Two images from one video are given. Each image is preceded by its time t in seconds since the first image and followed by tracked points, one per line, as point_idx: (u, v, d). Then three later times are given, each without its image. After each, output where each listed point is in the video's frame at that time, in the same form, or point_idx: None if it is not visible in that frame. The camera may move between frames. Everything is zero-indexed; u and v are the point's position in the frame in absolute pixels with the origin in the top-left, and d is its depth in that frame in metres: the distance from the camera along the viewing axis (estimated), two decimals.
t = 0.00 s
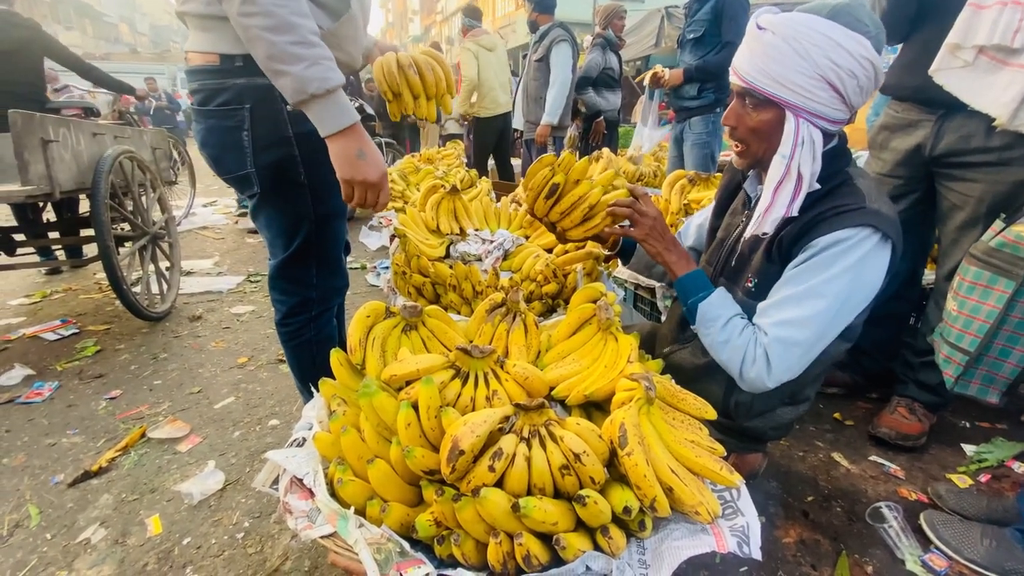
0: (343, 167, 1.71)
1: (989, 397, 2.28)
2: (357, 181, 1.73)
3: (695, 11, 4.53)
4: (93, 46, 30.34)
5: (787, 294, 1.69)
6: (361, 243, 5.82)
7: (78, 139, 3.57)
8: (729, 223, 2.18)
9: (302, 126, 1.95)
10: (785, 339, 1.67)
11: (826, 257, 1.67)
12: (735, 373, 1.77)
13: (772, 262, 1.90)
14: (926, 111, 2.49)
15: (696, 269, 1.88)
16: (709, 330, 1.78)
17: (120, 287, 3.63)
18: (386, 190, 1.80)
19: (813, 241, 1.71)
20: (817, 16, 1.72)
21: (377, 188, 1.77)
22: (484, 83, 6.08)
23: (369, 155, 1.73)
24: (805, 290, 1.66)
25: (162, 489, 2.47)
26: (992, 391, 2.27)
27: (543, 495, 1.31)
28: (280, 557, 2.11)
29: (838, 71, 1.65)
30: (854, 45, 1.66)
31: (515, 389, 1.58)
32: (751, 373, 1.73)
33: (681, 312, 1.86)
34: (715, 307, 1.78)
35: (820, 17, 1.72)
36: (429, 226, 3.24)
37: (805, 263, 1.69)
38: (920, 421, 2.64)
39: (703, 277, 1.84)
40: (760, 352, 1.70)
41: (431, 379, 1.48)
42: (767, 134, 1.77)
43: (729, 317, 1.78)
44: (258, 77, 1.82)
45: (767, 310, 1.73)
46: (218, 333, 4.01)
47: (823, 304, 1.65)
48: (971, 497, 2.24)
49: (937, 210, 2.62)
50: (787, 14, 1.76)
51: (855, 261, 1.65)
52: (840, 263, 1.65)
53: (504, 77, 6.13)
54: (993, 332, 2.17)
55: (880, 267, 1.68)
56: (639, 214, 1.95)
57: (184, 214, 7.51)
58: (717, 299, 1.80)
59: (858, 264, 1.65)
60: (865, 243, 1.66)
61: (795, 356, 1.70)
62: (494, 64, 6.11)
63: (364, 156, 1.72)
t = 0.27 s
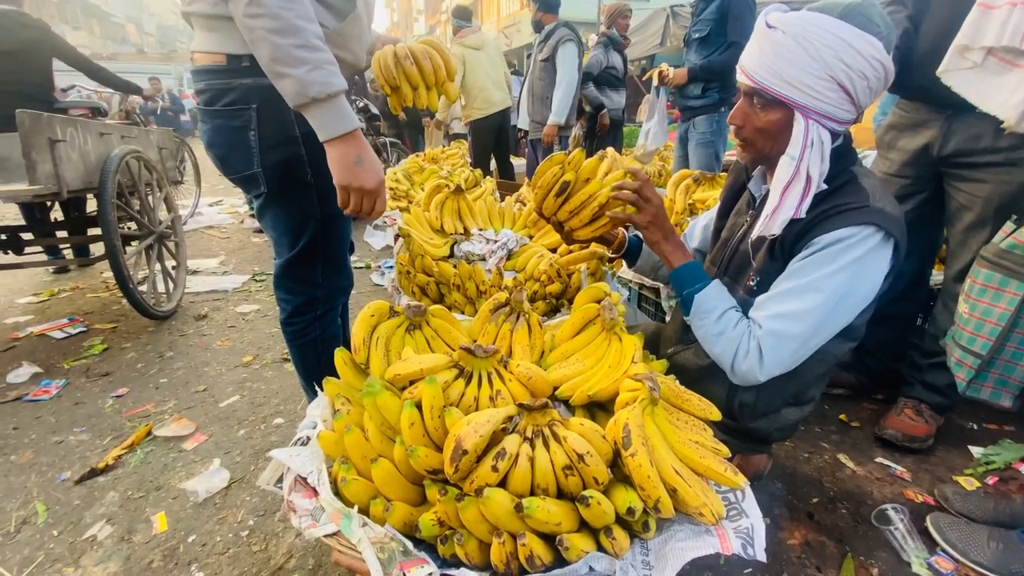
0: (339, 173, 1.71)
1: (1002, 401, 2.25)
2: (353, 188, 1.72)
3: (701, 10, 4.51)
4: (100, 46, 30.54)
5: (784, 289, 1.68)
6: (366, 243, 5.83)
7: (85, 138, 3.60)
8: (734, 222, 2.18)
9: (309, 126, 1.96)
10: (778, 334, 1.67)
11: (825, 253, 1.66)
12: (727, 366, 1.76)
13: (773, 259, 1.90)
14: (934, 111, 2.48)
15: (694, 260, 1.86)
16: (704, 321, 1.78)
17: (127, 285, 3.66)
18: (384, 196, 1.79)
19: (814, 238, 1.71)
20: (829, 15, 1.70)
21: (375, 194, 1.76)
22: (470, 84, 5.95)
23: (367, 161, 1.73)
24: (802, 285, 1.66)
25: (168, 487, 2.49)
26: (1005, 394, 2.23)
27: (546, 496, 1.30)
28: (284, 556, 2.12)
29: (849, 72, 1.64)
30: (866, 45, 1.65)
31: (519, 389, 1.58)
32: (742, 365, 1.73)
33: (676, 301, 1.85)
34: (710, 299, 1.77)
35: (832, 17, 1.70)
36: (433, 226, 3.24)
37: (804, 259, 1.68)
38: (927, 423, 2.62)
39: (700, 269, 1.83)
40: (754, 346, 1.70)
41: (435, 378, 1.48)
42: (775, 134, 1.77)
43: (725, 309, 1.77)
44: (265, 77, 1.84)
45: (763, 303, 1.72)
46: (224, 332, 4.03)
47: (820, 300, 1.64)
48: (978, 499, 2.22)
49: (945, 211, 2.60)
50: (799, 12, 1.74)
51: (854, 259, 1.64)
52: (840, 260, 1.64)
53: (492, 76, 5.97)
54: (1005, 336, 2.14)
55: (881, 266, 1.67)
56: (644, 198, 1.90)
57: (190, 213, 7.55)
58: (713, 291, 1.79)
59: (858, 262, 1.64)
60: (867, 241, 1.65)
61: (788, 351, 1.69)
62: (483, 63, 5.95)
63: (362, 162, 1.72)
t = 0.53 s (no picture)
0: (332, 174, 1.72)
1: (1010, 403, 2.23)
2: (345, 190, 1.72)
3: (706, 8, 4.48)
4: (108, 48, 30.76)
5: (794, 294, 1.67)
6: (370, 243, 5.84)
7: (92, 139, 3.62)
8: (740, 224, 2.16)
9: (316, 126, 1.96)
10: (791, 340, 1.65)
11: (834, 258, 1.64)
12: (740, 372, 1.75)
13: (782, 263, 1.88)
14: (945, 112, 2.45)
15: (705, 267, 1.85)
16: (715, 329, 1.77)
17: (134, 285, 3.67)
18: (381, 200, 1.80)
19: (822, 241, 1.70)
20: (838, 16, 1.69)
21: (366, 199, 1.77)
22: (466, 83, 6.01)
23: (362, 164, 1.74)
24: (812, 291, 1.65)
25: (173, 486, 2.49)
26: (1011, 395, 2.21)
27: (551, 496, 1.30)
28: (288, 555, 2.12)
29: (855, 75, 1.64)
30: (874, 48, 1.64)
31: (524, 389, 1.57)
32: (757, 373, 1.72)
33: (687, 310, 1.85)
34: (722, 306, 1.77)
35: (841, 19, 1.69)
36: (438, 226, 3.25)
37: (814, 264, 1.67)
38: (935, 425, 2.59)
39: (709, 276, 1.82)
40: (766, 353, 1.69)
41: (440, 378, 1.48)
42: (780, 134, 1.75)
43: (736, 316, 1.76)
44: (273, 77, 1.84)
45: (773, 309, 1.71)
46: (229, 331, 4.05)
47: (832, 305, 1.62)
48: (987, 502, 2.20)
49: (956, 212, 2.58)
50: (809, 12, 1.73)
51: (864, 262, 1.62)
52: (850, 263, 1.62)
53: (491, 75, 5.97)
54: (1013, 336, 2.10)
55: (891, 268, 1.65)
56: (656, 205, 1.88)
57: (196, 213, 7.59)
58: (724, 298, 1.79)
59: (868, 265, 1.63)
60: (875, 243, 1.63)
61: (802, 357, 1.68)
62: (480, 63, 6.01)
63: (358, 164, 1.73)
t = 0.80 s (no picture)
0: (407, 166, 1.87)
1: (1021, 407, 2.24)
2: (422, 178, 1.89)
3: (712, 11, 4.48)
4: (114, 49, 30.96)
5: (791, 291, 1.66)
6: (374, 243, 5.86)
7: (99, 140, 3.64)
8: (744, 224, 2.15)
9: (320, 127, 1.96)
10: (787, 337, 1.64)
11: (834, 256, 1.63)
12: (734, 368, 1.74)
13: (784, 262, 1.87)
14: (950, 113, 2.44)
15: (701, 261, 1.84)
16: (711, 324, 1.76)
17: (140, 285, 3.69)
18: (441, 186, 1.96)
19: (824, 240, 1.69)
20: (850, 16, 1.68)
21: (437, 185, 1.95)
22: (466, 84, 6.06)
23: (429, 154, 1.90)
24: (810, 289, 1.64)
25: (178, 485, 2.50)
26: (1005, 395, 2.25)
27: (556, 499, 1.29)
28: (293, 555, 2.12)
29: (865, 76, 1.63)
30: (886, 49, 1.63)
31: (529, 390, 1.57)
32: (751, 369, 1.71)
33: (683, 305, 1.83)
34: (717, 301, 1.76)
35: (853, 18, 1.68)
36: (442, 227, 3.26)
37: (813, 261, 1.66)
38: (942, 428, 2.57)
39: (706, 271, 1.81)
40: (760, 349, 1.68)
41: (444, 379, 1.48)
42: (787, 133, 1.74)
43: (732, 312, 1.75)
44: (278, 78, 1.85)
45: (771, 306, 1.70)
46: (234, 332, 4.06)
47: (830, 303, 1.61)
48: (995, 506, 2.18)
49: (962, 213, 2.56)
50: (820, 10, 1.72)
51: (864, 262, 1.61)
52: (850, 262, 1.61)
53: (490, 76, 5.98)
54: None
55: (892, 270, 1.65)
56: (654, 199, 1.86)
57: (202, 214, 7.62)
58: (720, 293, 1.78)
59: (869, 265, 1.62)
60: (878, 243, 1.63)
61: (797, 355, 1.67)
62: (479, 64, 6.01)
63: (426, 154, 1.89)
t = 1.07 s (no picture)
0: (495, 147, 2.43)
1: None
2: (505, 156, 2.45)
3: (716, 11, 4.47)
4: (119, 51, 31.12)
5: (793, 290, 1.66)
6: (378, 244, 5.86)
7: (104, 141, 3.66)
8: (750, 226, 2.14)
9: (303, 123, 1.94)
10: (786, 336, 1.63)
11: (839, 256, 1.63)
12: (732, 367, 1.73)
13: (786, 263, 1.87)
14: (955, 114, 2.42)
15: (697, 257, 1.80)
16: (709, 322, 1.74)
17: (144, 285, 3.71)
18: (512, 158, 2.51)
19: (829, 241, 1.68)
20: (853, 17, 1.67)
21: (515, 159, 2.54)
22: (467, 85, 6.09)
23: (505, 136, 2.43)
24: (813, 288, 1.63)
25: (182, 486, 2.51)
26: (1011, 399, 2.25)
27: (560, 501, 1.29)
28: (296, 556, 2.12)
29: (869, 78, 1.62)
30: (889, 51, 1.63)
31: (532, 393, 1.57)
32: (749, 368, 1.69)
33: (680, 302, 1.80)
34: (717, 298, 1.74)
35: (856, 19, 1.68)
36: (446, 228, 3.26)
37: (818, 261, 1.65)
38: (948, 431, 2.56)
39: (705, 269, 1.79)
40: (760, 348, 1.67)
41: (447, 381, 1.48)
42: (790, 134, 1.73)
43: (731, 310, 1.74)
44: (257, 76, 1.86)
45: (771, 305, 1.69)
46: (238, 332, 4.07)
47: (831, 303, 1.60)
48: (1000, 510, 2.17)
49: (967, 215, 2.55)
50: (823, 11, 1.71)
51: (868, 263, 1.61)
52: (853, 263, 1.60)
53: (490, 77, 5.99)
54: None
55: (896, 272, 1.64)
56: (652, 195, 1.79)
57: (206, 214, 7.65)
58: (719, 290, 1.76)
59: (873, 266, 1.61)
60: (883, 245, 1.62)
61: (796, 354, 1.66)
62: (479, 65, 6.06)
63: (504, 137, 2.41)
